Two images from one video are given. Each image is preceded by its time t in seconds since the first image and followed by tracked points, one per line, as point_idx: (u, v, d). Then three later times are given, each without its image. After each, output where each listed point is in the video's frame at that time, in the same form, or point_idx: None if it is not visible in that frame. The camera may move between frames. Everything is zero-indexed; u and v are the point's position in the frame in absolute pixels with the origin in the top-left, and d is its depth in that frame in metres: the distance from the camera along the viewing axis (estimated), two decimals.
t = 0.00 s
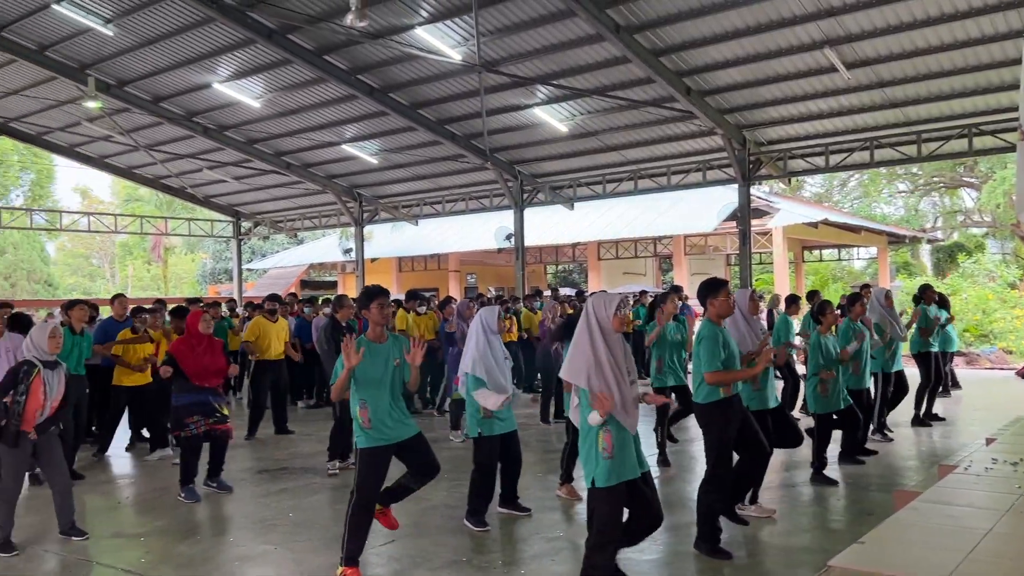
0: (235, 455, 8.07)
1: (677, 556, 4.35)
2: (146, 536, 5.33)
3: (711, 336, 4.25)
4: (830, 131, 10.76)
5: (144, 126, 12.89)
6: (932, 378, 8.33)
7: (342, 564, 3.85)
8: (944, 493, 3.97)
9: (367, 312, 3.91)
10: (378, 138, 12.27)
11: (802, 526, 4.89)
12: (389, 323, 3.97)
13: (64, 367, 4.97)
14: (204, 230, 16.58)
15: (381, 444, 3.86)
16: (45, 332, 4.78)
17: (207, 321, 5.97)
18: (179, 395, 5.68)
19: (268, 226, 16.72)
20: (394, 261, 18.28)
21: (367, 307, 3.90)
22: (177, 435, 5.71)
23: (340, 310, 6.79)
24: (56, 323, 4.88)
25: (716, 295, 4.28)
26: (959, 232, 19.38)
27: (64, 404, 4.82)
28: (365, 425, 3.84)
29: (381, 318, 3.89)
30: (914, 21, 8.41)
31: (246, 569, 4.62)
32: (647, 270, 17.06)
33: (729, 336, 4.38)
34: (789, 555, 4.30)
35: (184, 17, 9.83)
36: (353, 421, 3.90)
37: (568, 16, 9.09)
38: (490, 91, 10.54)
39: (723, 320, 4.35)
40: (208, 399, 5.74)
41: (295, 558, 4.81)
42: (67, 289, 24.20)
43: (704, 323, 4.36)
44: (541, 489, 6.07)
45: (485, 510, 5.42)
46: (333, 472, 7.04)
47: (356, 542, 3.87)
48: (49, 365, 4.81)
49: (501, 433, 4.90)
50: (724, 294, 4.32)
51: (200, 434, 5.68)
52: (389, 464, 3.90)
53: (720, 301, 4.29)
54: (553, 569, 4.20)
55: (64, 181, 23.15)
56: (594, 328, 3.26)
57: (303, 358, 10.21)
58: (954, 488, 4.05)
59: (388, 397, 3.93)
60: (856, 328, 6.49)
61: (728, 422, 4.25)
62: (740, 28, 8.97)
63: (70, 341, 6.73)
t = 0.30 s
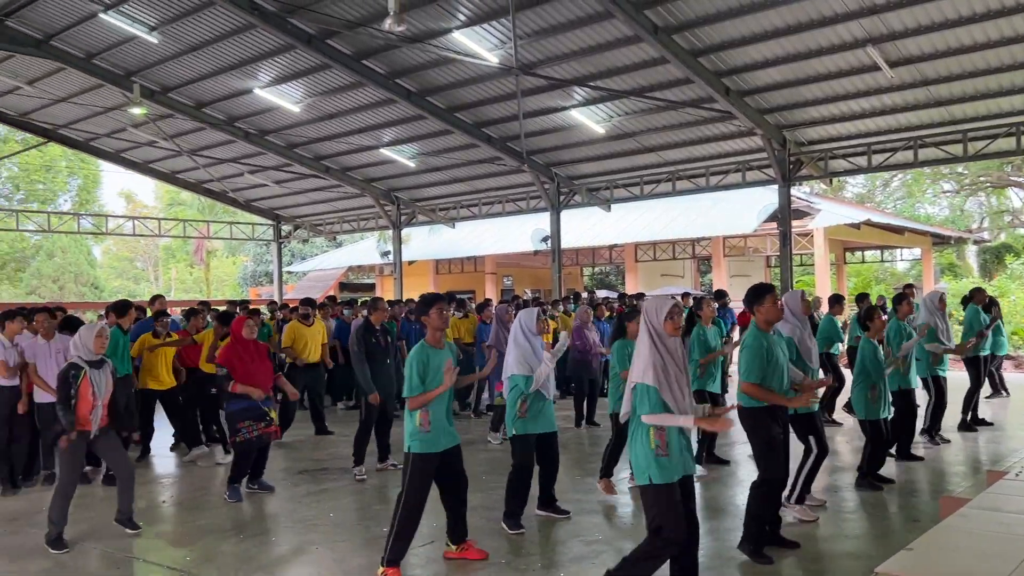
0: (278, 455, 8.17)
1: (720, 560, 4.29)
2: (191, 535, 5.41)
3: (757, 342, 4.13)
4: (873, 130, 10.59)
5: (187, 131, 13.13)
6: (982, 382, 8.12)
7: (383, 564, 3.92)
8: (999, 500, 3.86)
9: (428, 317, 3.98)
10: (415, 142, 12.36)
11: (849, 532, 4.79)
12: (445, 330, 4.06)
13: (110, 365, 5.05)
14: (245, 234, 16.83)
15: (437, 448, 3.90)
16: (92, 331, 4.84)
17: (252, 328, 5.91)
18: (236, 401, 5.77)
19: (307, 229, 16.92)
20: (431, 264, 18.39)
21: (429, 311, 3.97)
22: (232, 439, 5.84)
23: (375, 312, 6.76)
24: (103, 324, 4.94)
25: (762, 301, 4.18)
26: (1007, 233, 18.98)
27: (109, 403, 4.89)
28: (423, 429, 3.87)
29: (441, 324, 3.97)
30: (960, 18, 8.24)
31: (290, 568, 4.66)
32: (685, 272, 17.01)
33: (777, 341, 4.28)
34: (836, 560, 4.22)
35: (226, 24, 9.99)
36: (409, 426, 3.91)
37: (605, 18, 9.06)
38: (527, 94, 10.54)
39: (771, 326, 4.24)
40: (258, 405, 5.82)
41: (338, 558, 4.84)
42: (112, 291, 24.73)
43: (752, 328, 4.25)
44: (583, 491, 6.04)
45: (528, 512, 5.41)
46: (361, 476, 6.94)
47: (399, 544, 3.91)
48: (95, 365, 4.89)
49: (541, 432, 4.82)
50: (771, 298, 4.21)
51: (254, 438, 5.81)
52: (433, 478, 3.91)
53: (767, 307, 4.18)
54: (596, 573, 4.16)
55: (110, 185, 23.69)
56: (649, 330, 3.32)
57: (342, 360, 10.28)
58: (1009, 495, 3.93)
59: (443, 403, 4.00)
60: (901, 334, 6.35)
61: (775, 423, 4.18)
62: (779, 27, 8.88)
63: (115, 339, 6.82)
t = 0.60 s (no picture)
0: (319, 456, 8.25)
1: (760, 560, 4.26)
2: (233, 534, 5.48)
3: (791, 348, 4.04)
4: (915, 130, 10.40)
5: (228, 136, 13.34)
6: None
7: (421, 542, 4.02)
8: None
9: (482, 316, 4.11)
10: (451, 145, 12.42)
11: (895, 538, 4.69)
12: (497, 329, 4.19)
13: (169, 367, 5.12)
14: (283, 237, 17.05)
15: (484, 442, 4.03)
16: (149, 334, 4.94)
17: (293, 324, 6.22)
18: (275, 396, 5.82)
19: (345, 233, 17.08)
20: (467, 266, 18.49)
21: (482, 310, 4.10)
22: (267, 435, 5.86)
23: (401, 313, 6.81)
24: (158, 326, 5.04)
25: (795, 306, 4.06)
26: None
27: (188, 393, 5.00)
28: (471, 422, 4.01)
29: (493, 323, 4.11)
30: (1006, 14, 8.05)
31: (332, 569, 4.69)
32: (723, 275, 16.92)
33: (812, 345, 4.15)
34: (880, 564, 4.15)
35: (265, 31, 10.14)
36: (457, 418, 4.05)
37: (642, 19, 9.02)
38: (563, 96, 10.53)
39: (804, 331, 4.13)
40: (296, 401, 5.88)
41: (377, 559, 4.87)
42: (155, 294, 25.20)
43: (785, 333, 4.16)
44: (623, 494, 6.01)
45: (567, 514, 5.40)
46: (396, 479, 6.95)
47: (441, 526, 4.02)
48: (157, 366, 4.98)
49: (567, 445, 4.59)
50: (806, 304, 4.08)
51: (290, 434, 5.84)
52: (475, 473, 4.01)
53: (800, 313, 4.07)
54: None
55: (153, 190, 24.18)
56: (686, 341, 3.16)
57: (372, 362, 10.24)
58: None
59: (493, 399, 4.13)
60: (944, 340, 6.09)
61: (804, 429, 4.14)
62: (819, 26, 8.76)
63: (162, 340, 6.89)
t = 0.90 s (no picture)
0: (359, 458, 8.31)
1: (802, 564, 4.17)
2: (274, 535, 5.54)
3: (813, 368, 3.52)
4: (959, 130, 10.20)
5: (267, 142, 13.53)
6: None
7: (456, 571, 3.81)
8: None
9: (494, 334, 3.95)
10: (488, 149, 12.46)
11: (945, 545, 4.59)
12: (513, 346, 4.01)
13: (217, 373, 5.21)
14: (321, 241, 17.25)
15: (502, 463, 3.84)
16: (196, 342, 5.02)
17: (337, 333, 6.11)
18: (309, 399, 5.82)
19: (382, 237, 17.21)
20: (502, 270, 18.54)
21: (496, 326, 3.95)
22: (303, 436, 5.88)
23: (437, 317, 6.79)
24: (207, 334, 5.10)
25: (823, 321, 3.50)
26: None
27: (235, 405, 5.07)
28: (486, 444, 3.82)
29: (505, 338, 3.94)
30: None
31: (373, 570, 4.72)
32: (761, 278, 16.76)
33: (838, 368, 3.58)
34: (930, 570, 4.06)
35: (303, 37, 10.28)
36: (472, 441, 3.86)
37: (680, 21, 8.97)
38: (599, 99, 10.51)
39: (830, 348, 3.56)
40: (332, 404, 5.91)
41: (417, 561, 4.88)
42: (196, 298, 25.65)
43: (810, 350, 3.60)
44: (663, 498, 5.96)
45: (608, 519, 5.35)
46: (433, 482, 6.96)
47: (473, 552, 3.79)
48: (206, 373, 5.08)
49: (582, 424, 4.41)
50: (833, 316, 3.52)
51: (324, 436, 5.82)
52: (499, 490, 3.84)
53: (827, 328, 3.50)
54: None
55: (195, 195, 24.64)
56: (694, 329, 2.87)
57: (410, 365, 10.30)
58: None
59: (510, 418, 3.93)
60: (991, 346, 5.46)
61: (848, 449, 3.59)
62: (860, 26, 8.64)
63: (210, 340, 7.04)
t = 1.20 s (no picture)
0: (396, 460, 8.36)
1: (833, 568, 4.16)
2: (313, 536, 5.59)
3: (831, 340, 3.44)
4: (1003, 130, 10.00)
5: (304, 148, 13.70)
6: None
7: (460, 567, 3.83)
8: None
9: (482, 304, 3.68)
10: (522, 153, 12.47)
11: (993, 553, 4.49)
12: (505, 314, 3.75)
13: (232, 374, 5.26)
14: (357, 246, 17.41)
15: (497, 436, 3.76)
16: (213, 340, 5.13)
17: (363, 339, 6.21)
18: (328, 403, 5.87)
19: (416, 241, 17.31)
20: (536, 273, 18.57)
21: (484, 296, 3.66)
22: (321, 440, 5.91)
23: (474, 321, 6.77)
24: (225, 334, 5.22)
25: (843, 295, 3.45)
26: None
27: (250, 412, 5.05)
28: (478, 415, 3.75)
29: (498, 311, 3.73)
30: None
31: (412, 572, 4.74)
32: (799, 281, 16.58)
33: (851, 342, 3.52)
34: None
35: (340, 44, 10.41)
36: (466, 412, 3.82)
37: (716, 22, 8.91)
38: (633, 102, 10.47)
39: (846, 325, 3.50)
40: (354, 409, 5.95)
41: (454, 563, 4.89)
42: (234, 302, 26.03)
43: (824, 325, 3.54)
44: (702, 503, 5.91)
45: (647, 524, 5.32)
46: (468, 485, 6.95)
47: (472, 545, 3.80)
48: (217, 370, 5.12)
49: (602, 463, 4.16)
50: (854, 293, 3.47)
51: (346, 440, 5.84)
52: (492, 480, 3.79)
53: (846, 303, 3.45)
54: None
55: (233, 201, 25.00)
56: (705, 337, 2.79)
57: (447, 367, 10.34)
58: None
59: (504, 390, 3.82)
60: None
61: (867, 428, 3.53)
62: (900, 26, 8.51)
63: (252, 346, 7.11)
